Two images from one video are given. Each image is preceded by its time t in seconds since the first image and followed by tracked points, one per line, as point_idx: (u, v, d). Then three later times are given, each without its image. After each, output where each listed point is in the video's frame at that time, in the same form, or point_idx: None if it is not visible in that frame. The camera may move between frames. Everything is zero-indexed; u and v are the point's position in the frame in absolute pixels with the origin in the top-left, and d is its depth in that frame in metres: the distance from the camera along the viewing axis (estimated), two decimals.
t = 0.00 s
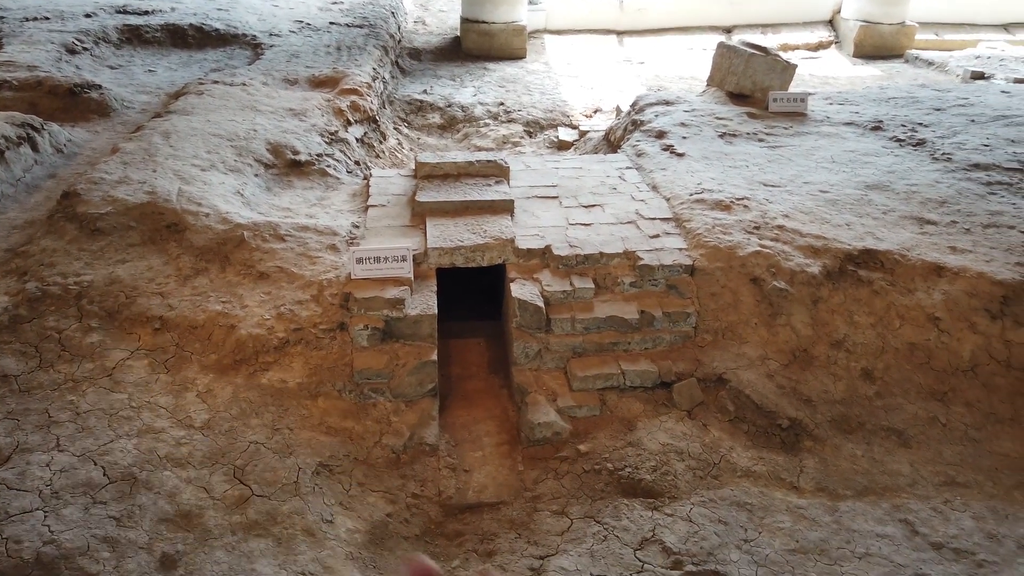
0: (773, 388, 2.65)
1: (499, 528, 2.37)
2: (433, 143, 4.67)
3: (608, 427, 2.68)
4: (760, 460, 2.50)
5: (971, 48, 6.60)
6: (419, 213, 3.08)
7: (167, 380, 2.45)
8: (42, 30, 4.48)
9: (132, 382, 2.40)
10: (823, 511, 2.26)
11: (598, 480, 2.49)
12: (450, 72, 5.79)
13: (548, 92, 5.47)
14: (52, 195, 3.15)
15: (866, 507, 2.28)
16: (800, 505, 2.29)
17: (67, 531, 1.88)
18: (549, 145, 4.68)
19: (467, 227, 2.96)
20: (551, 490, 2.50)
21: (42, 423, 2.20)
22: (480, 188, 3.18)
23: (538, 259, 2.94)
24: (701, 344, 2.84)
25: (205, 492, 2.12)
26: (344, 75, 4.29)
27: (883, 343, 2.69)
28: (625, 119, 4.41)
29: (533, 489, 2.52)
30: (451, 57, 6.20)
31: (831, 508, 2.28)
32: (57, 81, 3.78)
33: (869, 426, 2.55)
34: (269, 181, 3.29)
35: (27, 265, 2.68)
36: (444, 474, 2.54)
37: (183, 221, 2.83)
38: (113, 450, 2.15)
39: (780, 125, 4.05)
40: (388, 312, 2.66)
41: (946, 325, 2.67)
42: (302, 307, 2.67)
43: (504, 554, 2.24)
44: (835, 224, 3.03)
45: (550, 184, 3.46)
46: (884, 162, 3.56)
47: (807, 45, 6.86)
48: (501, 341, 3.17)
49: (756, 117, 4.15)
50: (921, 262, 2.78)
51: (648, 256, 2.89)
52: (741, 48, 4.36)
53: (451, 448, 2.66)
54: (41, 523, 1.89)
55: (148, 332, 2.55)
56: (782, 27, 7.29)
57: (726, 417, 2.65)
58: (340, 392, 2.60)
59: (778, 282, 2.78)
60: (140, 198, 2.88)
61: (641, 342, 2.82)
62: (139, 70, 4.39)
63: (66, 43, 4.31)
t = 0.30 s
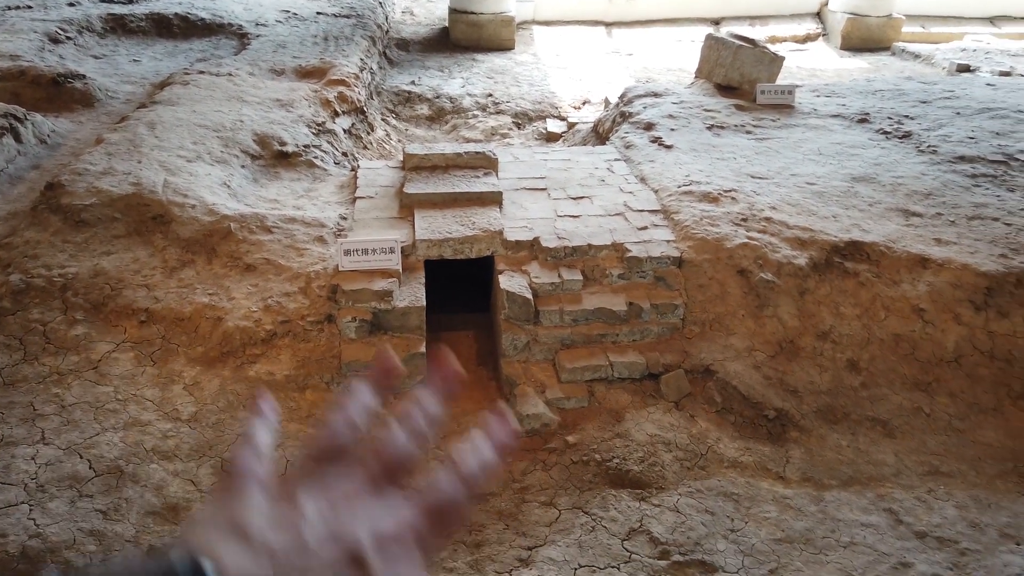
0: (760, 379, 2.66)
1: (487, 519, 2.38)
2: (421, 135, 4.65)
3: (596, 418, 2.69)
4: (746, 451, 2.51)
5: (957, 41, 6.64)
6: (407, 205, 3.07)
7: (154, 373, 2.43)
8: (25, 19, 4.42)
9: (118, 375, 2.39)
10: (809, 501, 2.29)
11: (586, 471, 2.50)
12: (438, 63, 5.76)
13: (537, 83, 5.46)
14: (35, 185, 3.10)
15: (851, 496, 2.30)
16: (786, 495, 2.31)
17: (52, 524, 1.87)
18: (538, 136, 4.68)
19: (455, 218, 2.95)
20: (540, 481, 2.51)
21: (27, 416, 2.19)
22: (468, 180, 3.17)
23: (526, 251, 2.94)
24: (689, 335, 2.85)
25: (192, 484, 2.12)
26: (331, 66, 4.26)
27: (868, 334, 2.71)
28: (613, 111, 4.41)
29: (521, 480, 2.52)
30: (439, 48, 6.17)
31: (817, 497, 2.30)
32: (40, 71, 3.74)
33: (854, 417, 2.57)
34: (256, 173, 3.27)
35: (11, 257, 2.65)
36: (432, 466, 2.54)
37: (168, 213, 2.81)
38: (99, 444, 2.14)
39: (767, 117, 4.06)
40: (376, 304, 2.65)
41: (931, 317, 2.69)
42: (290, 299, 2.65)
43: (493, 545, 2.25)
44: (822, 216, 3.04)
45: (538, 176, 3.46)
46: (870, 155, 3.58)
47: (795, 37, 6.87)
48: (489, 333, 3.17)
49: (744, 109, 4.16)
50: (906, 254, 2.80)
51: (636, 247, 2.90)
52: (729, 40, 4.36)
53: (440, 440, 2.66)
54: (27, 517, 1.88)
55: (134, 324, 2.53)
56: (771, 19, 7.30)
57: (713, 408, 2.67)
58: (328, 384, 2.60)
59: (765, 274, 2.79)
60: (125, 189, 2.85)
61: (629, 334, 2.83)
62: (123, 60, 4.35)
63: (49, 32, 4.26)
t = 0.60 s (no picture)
0: (751, 374, 2.68)
1: (480, 516, 2.38)
2: (412, 132, 4.64)
3: (588, 414, 2.70)
4: (738, 446, 2.52)
5: (945, 37, 6.67)
6: (398, 202, 3.07)
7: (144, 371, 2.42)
8: (10, 16, 4.38)
9: (108, 373, 2.37)
10: (800, 495, 2.30)
11: (579, 467, 2.50)
12: (428, 60, 5.75)
13: (527, 80, 5.45)
14: (22, 182, 3.05)
15: (842, 490, 2.32)
16: (777, 490, 2.32)
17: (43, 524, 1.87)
18: (529, 133, 4.67)
19: (446, 216, 2.95)
20: (532, 477, 2.51)
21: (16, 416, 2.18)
22: (459, 177, 3.17)
23: (518, 248, 2.94)
24: (680, 331, 2.86)
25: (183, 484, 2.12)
26: (321, 62, 4.24)
27: (858, 329, 2.73)
28: (604, 107, 4.41)
29: (514, 477, 2.52)
30: (430, 44, 6.15)
31: (808, 492, 2.32)
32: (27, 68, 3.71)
33: (845, 411, 2.59)
34: (246, 170, 3.25)
35: None
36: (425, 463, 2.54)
37: (158, 210, 2.79)
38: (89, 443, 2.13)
39: (757, 113, 4.08)
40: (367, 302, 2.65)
41: (920, 312, 2.71)
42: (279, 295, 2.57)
43: (486, 541, 2.26)
44: (812, 212, 3.05)
45: (529, 172, 3.46)
46: (859, 150, 3.59)
47: (784, 33, 6.89)
48: (481, 330, 3.18)
49: (734, 105, 4.17)
50: (896, 249, 2.82)
51: (627, 244, 2.90)
52: (719, 36, 4.37)
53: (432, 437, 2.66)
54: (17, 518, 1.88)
55: (123, 323, 2.51)
56: (760, 15, 7.31)
57: (705, 404, 2.68)
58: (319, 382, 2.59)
59: (756, 270, 2.80)
60: (114, 187, 2.83)
61: (621, 330, 2.84)
62: (110, 56, 4.31)
63: (35, 28, 4.22)
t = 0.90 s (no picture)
0: (745, 373, 2.68)
1: (475, 516, 2.39)
2: (407, 131, 4.64)
3: (583, 414, 2.70)
4: (732, 445, 2.53)
5: (939, 36, 6.68)
6: (393, 202, 3.07)
7: (138, 372, 2.41)
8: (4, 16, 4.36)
9: (102, 375, 2.37)
10: (794, 494, 2.31)
11: (573, 466, 2.51)
12: (423, 59, 5.75)
13: (522, 79, 5.45)
14: (16, 183, 3.05)
15: (836, 489, 2.32)
16: (771, 489, 2.33)
17: (37, 526, 1.88)
18: (524, 133, 4.67)
19: (441, 215, 2.95)
20: (527, 477, 2.52)
21: (9, 417, 2.17)
22: (454, 177, 3.17)
23: (513, 248, 2.94)
24: (675, 331, 2.87)
25: (178, 484, 2.11)
26: (316, 62, 4.24)
27: (852, 328, 2.74)
28: (599, 107, 4.42)
29: (509, 477, 2.53)
30: (425, 44, 6.15)
31: (802, 490, 2.32)
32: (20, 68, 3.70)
33: (838, 410, 2.60)
34: (240, 170, 3.25)
35: None
36: (420, 463, 2.54)
37: (152, 211, 2.78)
38: (83, 444, 2.13)
39: (752, 113, 4.08)
40: (362, 302, 2.65)
41: (913, 310, 2.72)
42: (274, 297, 2.65)
43: (481, 541, 2.26)
44: (806, 211, 3.06)
45: (523, 172, 3.46)
46: (853, 149, 3.60)
47: (779, 32, 6.90)
48: (476, 329, 3.18)
49: (729, 105, 4.18)
50: (890, 248, 2.83)
51: (622, 243, 2.90)
52: (713, 36, 4.37)
53: (427, 437, 2.66)
54: (11, 519, 1.89)
55: (117, 324, 2.51)
56: (755, 15, 7.32)
57: (699, 403, 2.68)
58: (314, 382, 2.59)
59: (749, 270, 2.81)
60: (107, 187, 2.83)
61: (615, 330, 2.84)
62: (104, 57, 4.30)
63: (28, 28, 4.20)
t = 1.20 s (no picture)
0: (741, 372, 2.69)
1: (473, 518, 2.39)
2: (401, 134, 4.64)
3: (580, 415, 2.70)
4: (729, 444, 2.53)
5: (930, 35, 6.71)
6: (388, 205, 3.06)
7: (134, 377, 2.41)
8: None
9: (98, 380, 2.36)
10: (791, 492, 2.31)
11: (571, 467, 2.51)
12: (417, 62, 5.75)
13: (516, 81, 5.45)
14: (9, 189, 3.04)
15: (833, 487, 2.33)
16: (769, 488, 2.33)
17: (34, 533, 1.87)
18: (517, 135, 4.68)
19: (436, 218, 2.94)
20: (525, 478, 2.52)
21: (4, 424, 2.16)
22: (449, 179, 3.17)
23: (508, 250, 2.94)
24: (671, 331, 2.87)
25: (174, 489, 2.11)
26: (309, 65, 4.24)
27: (847, 326, 2.75)
28: (593, 108, 4.42)
29: (507, 478, 2.53)
30: (418, 46, 6.15)
31: (799, 489, 2.33)
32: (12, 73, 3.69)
33: (834, 408, 2.60)
34: (234, 174, 3.24)
35: None
36: (417, 466, 2.54)
37: (146, 216, 2.78)
38: (79, 451, 2.13)
39: (745, 113, 4.09)
40: (358, 305, 2.65)
41: (908, 308, 2.73)
42: (270, 301, 2.64)
43: (479, 543, 2.26)
44: (800, 210, 3.07)
45: (518, 174, 3.46)
46: (847, 149, 3.61)
47: (771, 33, 6.92)
48: (472, 332, 3.18)
49: (722, 105, 4.19)
50: (884, 246, 2.84)
51: (617, 244, 2.91)
52: (706, 36, 4.39)
53: (424, 440, 2.66)
54: (7, 526, 1.88)
55: (113, 329, 2.50)
56: (748, 15, 7.34)
57: (696, 403, 2.69)
58: (310, 385, 2.59)
59: (744, 269, 2.82)
60: (101, 192, 2.82)
61: (612, 330, 2.85)
62: (97, 62, 4.28)
63: (20, 34, 4.19)
